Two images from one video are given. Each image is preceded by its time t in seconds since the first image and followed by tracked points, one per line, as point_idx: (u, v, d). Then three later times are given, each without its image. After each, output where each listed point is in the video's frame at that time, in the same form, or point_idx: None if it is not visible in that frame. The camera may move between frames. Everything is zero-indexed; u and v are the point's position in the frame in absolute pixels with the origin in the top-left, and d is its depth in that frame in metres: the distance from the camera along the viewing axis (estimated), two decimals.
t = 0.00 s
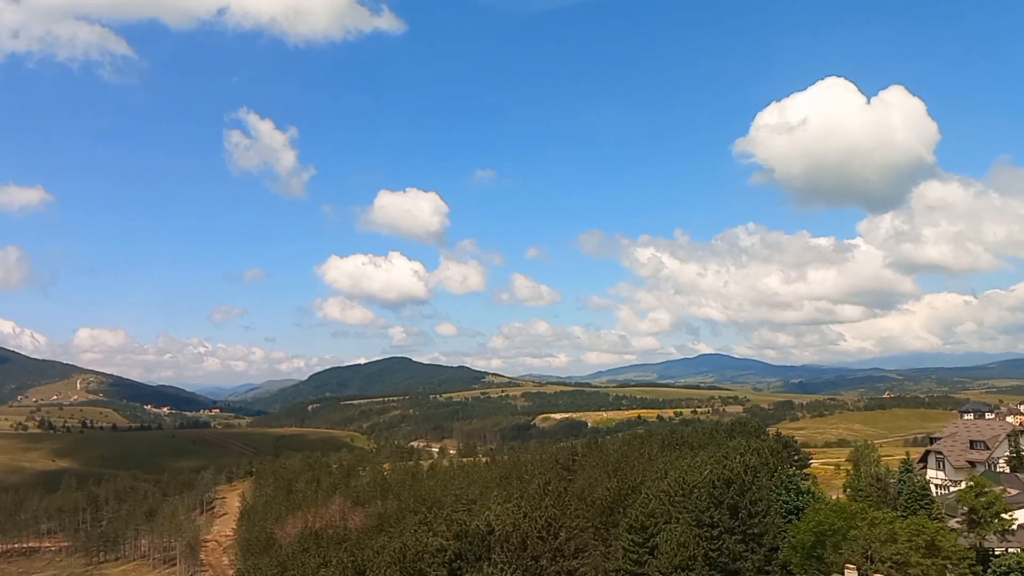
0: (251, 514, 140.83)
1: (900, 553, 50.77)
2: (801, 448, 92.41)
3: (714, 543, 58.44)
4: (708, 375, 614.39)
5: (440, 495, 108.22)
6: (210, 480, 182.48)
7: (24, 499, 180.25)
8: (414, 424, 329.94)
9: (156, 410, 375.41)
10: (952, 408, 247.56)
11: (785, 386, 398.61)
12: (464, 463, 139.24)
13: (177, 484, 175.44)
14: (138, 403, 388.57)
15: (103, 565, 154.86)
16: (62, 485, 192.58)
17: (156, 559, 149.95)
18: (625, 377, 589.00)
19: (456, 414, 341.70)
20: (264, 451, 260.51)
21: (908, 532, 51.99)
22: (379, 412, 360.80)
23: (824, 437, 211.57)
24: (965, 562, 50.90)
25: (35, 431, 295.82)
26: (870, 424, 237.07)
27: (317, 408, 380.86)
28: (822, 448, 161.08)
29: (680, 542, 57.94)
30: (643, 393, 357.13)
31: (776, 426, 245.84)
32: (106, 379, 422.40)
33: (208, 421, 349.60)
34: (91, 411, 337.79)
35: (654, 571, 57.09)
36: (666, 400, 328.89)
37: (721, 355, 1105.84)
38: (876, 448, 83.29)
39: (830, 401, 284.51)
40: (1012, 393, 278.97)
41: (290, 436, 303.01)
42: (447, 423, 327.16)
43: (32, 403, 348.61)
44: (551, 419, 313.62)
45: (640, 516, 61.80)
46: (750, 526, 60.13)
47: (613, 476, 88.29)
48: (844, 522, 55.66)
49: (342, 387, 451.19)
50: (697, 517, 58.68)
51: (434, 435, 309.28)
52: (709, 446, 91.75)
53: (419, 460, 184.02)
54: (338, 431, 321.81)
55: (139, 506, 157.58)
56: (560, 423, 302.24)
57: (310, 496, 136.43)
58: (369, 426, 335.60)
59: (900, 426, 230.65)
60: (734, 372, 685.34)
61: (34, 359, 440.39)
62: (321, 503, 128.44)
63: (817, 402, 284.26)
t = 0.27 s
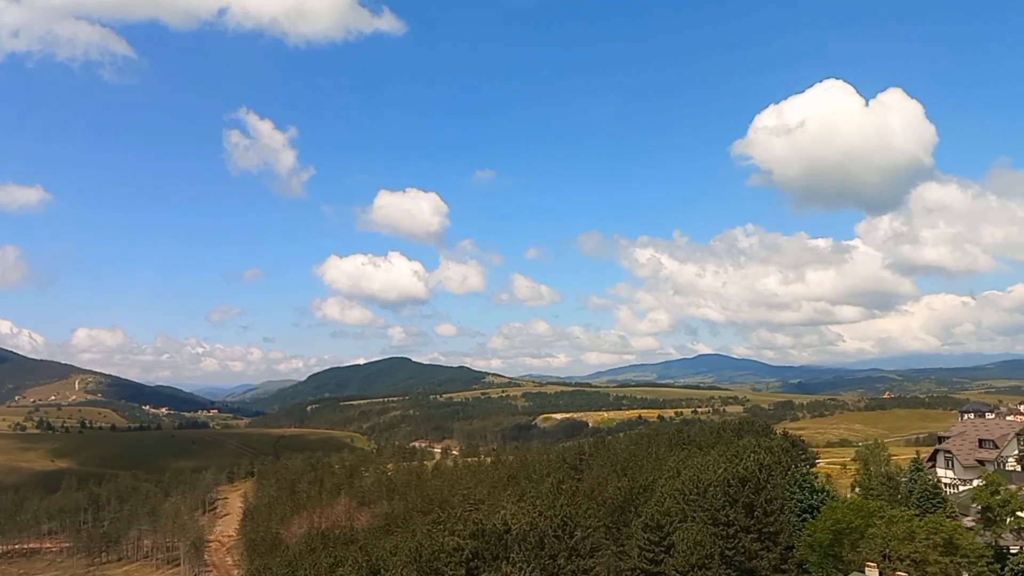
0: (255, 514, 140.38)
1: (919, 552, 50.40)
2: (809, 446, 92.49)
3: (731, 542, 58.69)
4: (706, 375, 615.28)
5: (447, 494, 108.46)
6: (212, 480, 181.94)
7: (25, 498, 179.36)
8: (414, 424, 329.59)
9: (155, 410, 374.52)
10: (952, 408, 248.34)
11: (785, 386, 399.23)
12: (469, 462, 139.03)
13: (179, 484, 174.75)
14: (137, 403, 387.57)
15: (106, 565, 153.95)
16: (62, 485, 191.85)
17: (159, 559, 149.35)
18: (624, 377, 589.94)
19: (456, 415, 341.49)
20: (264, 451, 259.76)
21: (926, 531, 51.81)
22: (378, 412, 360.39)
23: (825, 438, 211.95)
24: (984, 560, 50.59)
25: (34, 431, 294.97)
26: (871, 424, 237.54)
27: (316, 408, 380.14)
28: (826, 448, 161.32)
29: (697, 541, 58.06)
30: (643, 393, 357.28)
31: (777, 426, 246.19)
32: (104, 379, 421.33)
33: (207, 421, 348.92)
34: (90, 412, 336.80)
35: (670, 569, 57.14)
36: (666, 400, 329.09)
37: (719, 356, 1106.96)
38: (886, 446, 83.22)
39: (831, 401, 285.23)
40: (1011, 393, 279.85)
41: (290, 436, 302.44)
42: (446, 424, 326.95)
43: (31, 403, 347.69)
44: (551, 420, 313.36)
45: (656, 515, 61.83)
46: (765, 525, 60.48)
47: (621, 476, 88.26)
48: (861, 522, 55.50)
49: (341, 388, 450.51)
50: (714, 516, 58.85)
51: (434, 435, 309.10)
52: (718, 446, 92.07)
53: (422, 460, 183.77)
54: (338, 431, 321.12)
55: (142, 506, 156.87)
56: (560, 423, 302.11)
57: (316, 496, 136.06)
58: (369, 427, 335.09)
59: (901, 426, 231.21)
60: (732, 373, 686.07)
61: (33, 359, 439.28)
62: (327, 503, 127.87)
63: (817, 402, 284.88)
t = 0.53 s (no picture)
0: (259, 514, 139.56)
1: (936, 550, 50.29)
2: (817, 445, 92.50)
3: (746, 541, 58.73)
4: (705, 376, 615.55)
5: (453, 493, 109.02)
6: (214, 480, 181.24)
7: (25, 498, 178.46)
8: (414, 425, 329.26)
9: (154, 410, 373.66)
10: (952, 409, 248.79)
11: (784, 386, 399.65)
12: (474, 462, 138.60)
13: (181, 484, 174.07)
14: (136, 403, 386.62)
15: (108, 566, 152.63)
16: (63, 485, 191.11)
17: (161, 560, 148.37)
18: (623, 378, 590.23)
19: (456, 415, 341.32)
20: (265, 451, 259.10)
21: (943, 529, 51.70)
22: (378, 412, 359.99)
23: (826, 438, 212.22)
24: (1003, 559, 50.47)
25: (34, 431, 294.24)
26: (872, 424, 237.84)
27: (316, 408, 379.46)
28: (829, 448, 161.41)
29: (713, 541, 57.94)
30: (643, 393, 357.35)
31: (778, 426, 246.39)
32: (103, 379, 420.35)
33: (206, 421, 348.28)
34: (89, 412, 335.79)
35: (686, 568, 57.14)
36: (666, 401, 329.16)
37: (718, 356, 1107.94)
38: (897, 446, 83.29)
39: (831, 402, 285.65)
40: (1011, 394, 280.45)
41: (291, 436, 301.90)
42: (446, 424, 326.62)
43: (30, 403, 346.76)
44: (551, 420, 313.15)
45: (671, 514, 61.52)
46: (780, 524, 60.43)
47: (631, 476, 88.23)
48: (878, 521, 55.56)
49: (340, 388, 449.67)
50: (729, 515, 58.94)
51: (434, 436, 308.87)
52: (728, 445, 92.17)
53: (425, 460, 183.49)
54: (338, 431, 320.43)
55: (144, 506, 154.87)
56: (561, 424, 301.97)
57: (320, 496, 135.59)
58: (369, 427, 334.58)
59: (901, 426, 231.56)
60: (731, 373, 686.31)
61: (32, 359, 438.23)
62: (332, 503, 127.19)
63: (818, 403, 285.27)
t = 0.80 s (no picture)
0: (263, 515, 139.22)
1: (952, 550, 50.86)
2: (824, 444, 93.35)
3: (761, 541, 59.54)
4: (704, 377, 614.00)
5: (460, 493, 110.55)
6: (216, 481, 180.93)
7: (26, 498, 177.80)
8: (413, 425, 329.42)
9: (153, 410, 373.01)
10: (950, 409, 249.96)
11: (782, 387, 400.90)
12: (478, 462, 138.76)
13: (184, 483, 173.64)
14: (135, 403, 385.90)
15: (110, 567, 150.93)
16: (64, 485, 190.62)
17: (164, 560, 147.05)
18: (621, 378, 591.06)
19: (456, 415, 341.66)
20: (265, 451, 258.83)
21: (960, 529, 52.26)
22: (377, 413, 360.06)
23: (826, 438, 213.18)
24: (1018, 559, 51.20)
25: (33, 431, 293.57)
26: (871, 425, 238.95)
27: (315, 408, 379.13)
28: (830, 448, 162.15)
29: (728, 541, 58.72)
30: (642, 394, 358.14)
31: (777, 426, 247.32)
32: (102, 379, 419.55)
33: (206, 422, 347.87)
34: (88, 412, 335.03)
35: (702, 568, 57.77)
36: (666, 401, 329.99)
37: (716, 356, 1108.90)
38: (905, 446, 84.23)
39: (830, 402, 286.86)
40: (1008, 394, 281.99)
41: (291, 436, 301.81)
42: (446, 424, 326.64)
43: (29, 403, 345.97)
44: (551, 421, 313.55)
45: (685, 514, 61.90)
46: (795, 523, 61.02)
47: (640, 476, 88.98)
48: (894, 520, 56.42)
49: (339, 388, 449.33)
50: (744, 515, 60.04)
51: (434, 436, 309.13)
52: (736, 445, 93.11)
53: (427, 460, 183.72)
54: (338, 432, 320.16)
55: (146, 506, 153.51)
56: (561, 424, 302.36)
57: (325, 497, 135.39)
58: (369, 427, 334.53)
59: (900, 427, 232.73)
60: (729, 374, 687.71)
61: (30, 359, 437.39)
62: (338, 504, 126.90)
63: (817, 403, 286.46)
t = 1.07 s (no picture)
0: (268, 514, 138.60)
1: (970, 550, 51.60)
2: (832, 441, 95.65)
3: (776, 541, 62.27)
4: (704, 378, 613.91)
5: (467, 492, 111.85)
6: (219, 480, 180.31)
7: (28, 496, 177.31)
8: (413, 425, 329.12)
9: (153, 410, 372.51)
10: (950, 411, 249.86)
11: (782, 388, 401.08)
12: (483, 462, 138.84)
13: (187, 482, 173.24)
14: (134, 403, 385.33)
15: (114, 565, 150.70)
16: (66, 484, 190.20)
17: (168, 559, 146.34)
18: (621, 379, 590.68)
19: (456, 415, 341.48)
20: (266, 450, 258.23)
21: (979, 529, 53.21)
22: (377, 413, 359.74)
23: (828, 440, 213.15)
24: None
25: (32, 431, 293.02)
26: (872, 426, 239.06)
27: (315, 408, 378.73)
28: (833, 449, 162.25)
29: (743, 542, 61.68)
30: (642, 394, 358.18)
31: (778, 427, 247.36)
32: (102, 379, 419.20)
33: (206, 421, 347.40)
34: (87, 411, 334.56)
35: (717, 567, 61.13)
36: (666, 402, 329.92)
37: (715, 357, 1107.76)
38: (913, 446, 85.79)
39: (830, 403, 286.89)
40: (1008, 396, 282.00)
41: (291, 436, 301.32)
42: (447, 425, 326.40)
43: (29, 402, 345.73)
44: (551, 421, 313.37)
45: (700, 513, 65.13)
46: (811, 522, 63.05)
47: (649, 476, 91.66)
48: (909, 520, 57.78)
49: (339, 388, 448.55)
50: (759, 517, 62.84)
51: (434, 436, 308.83)
52: (746, 446, 95.72)
53: (430, 460, 183.49)
54: (338, 432, 319.65)
55: (150, 505, 151.73)
56: (561, 425, 302.18)
57: (330, 496, 135.07)
58: (369, 427, 334.15)
59: (901, 428, 232.83)
60: (728, 375, 687.50)
61: (30, 358, 436.89)
62: (344, 502, 126.74)
63: (818, 404, 286.48)
